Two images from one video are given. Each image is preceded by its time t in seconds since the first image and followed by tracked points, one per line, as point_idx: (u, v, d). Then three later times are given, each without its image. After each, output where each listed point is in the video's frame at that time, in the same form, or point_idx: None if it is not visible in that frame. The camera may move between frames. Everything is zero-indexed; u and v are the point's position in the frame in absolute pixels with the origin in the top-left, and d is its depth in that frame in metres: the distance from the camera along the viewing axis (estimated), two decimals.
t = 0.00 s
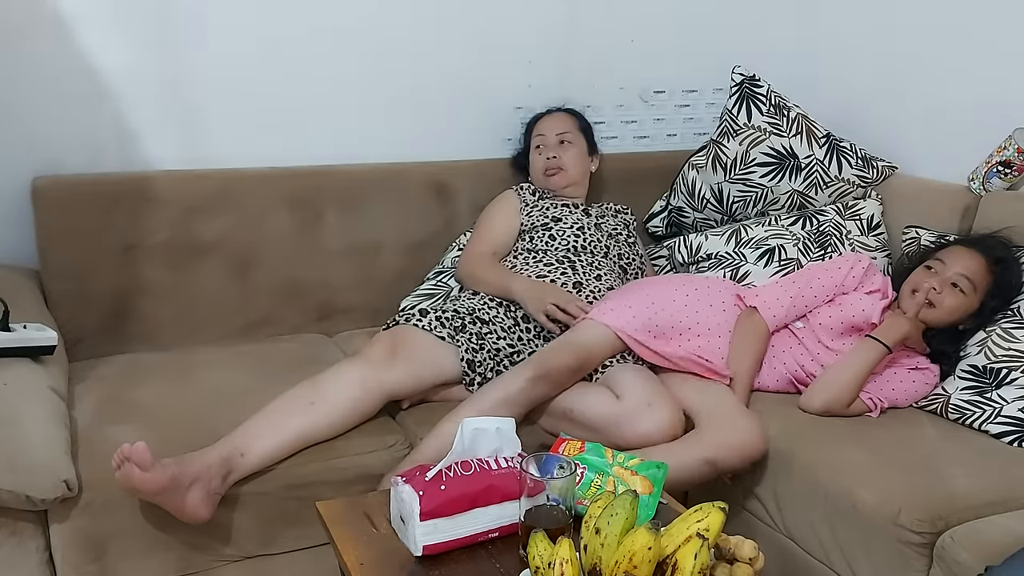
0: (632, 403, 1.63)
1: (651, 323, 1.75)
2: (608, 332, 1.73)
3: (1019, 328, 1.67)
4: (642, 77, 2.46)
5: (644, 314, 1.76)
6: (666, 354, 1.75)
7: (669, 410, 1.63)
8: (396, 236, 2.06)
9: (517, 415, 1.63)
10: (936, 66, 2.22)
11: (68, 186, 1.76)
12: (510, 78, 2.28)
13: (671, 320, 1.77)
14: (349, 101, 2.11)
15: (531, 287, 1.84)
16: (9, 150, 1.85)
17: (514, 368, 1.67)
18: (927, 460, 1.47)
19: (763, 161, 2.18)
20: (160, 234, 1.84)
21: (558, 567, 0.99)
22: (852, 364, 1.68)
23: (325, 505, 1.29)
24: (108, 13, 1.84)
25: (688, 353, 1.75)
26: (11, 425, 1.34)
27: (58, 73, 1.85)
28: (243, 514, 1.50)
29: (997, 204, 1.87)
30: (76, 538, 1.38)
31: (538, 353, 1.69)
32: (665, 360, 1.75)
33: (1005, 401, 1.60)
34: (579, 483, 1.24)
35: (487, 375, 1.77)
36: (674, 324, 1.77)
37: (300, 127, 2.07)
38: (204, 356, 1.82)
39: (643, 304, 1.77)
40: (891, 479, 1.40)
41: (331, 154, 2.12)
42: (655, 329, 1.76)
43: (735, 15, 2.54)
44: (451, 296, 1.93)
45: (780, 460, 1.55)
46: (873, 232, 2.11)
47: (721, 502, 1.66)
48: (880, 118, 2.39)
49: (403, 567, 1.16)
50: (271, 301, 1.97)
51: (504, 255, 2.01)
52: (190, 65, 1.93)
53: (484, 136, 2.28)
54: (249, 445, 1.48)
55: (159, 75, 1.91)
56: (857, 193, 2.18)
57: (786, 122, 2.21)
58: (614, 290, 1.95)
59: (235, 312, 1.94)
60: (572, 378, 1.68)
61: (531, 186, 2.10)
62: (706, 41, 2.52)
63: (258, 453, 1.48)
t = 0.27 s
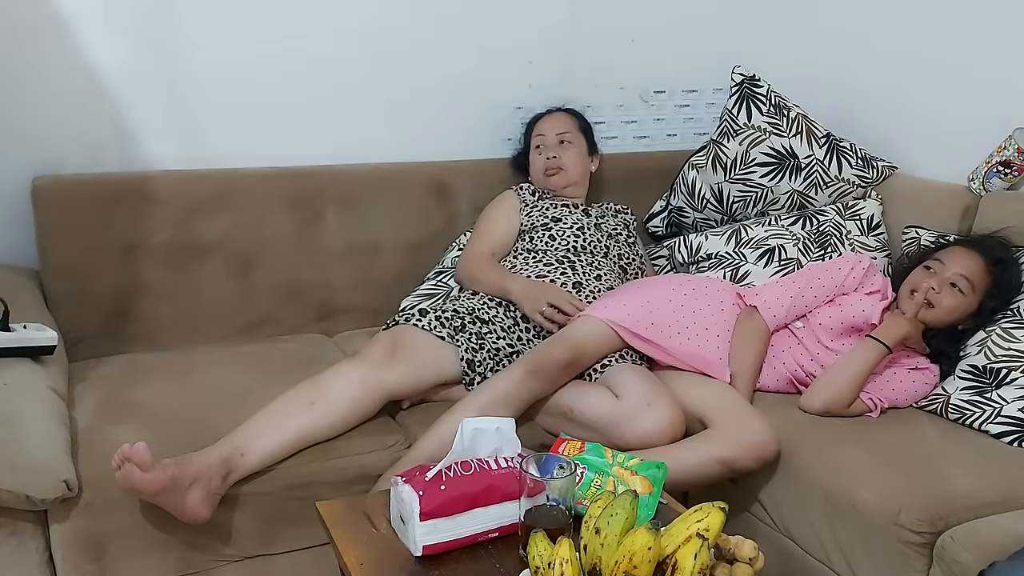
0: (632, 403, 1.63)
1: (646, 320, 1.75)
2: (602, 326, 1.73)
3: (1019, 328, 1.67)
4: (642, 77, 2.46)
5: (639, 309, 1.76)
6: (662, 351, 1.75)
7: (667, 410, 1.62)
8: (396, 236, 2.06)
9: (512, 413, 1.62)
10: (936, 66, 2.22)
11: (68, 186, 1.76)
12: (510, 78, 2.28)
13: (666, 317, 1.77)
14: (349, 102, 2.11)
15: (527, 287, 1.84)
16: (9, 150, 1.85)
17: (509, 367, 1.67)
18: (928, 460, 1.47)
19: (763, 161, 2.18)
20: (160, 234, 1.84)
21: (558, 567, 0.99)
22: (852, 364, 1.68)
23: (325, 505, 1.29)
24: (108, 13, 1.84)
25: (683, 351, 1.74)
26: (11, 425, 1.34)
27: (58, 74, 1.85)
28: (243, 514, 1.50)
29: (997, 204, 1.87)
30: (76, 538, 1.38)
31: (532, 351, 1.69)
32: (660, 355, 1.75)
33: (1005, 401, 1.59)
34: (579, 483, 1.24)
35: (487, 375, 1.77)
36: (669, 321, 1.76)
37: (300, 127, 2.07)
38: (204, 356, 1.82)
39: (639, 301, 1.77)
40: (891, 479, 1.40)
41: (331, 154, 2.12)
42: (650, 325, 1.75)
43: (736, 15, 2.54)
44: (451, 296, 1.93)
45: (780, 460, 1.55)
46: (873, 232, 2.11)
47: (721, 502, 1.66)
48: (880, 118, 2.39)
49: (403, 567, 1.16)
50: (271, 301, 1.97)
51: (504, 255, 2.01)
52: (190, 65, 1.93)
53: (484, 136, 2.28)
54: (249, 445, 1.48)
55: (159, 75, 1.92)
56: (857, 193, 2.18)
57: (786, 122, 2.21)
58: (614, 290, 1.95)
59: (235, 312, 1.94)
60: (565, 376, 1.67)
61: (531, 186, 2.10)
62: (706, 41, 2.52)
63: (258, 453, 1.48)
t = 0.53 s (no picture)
0: (631, 403, 1.63)
1: (645, 319, 1.75)
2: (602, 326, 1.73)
3: (1019, 328, 1.67)
4: (642, 77, 2.46)
5: (638, 309, 1.76)
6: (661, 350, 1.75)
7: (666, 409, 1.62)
8: (396, 237, 2.06)
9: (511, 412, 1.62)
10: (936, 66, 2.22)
11: (67, 186, 1.76)
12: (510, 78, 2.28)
13: (665, 317, 1.77)
14: (349, 102, 2.11)
15: (525, 288, 1.84)
16: (9, 150, 1.85)
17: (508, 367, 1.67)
18: (928, 460, 1.47)
19: (763, 161, 2.18)
20: (160, 235, 1.84)
21: (558, 567, 0.99)
22: (852, 364, 1.68)
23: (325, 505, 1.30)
24: (108, 14, 1.84)
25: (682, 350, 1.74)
26: (11, 425, 1.34)
27: (58, 74, 1.85)
28: (244, 514, 1.50)
29: (997, 204, 1.87)
30: (76, 538, 1.38)
31: (531, 350, 1.69)
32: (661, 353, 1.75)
33: (1005, 401, 1.59)
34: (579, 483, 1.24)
35: (487, 375, 1.77)
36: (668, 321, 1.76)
37: (300, 127, 2.07)
38: (204, 356, 1.82)
39: (638, 301, 1.77)
40: (891, 479, 1.40)
41: (331, 154, 2.12)
42: (650, 325, 1.75)
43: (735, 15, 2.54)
44: (451, 296, 1.93)
45: (780, 460, 1.55)
46: (873, 232, 2.11)
47: (721, 502, 1.66)
48: (880, 117, 2.39)
49: (403, 567, 1.16)
50: (271, 301, 1.97)
51: (504, 255, 2.01)
52: (189, 65, 1.93)
53: (484, 136, 2.28)
54: (249, 445, 1.48)
55: (159, 75, 1.92)
56: (857, 193, 2.18)
57: (786, 122, 2.21)
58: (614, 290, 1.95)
59: (235, 312, 1.94)
60: (564, 376, 1.67)
61: (531, 186, 2.10)
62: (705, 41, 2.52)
63: (258, 453, 1.48)
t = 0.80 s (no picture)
0: (632, 402, 1.63)
1: (645, 319, 1.75)
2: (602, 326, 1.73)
3: (1019, 328, 1.67)
4: (642, 77, 2.46)
5: (638, 309, 1.76)
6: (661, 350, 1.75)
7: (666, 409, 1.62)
8: (396, 236, 2.06)
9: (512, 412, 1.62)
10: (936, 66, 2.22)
11: (67, 186, 1.76)
12: (510, 78, 2.28)
13: (665, 317, 1.77)
14: (349, 102, 2.11)
15: (525, 289, 1.84)
16: (9, 150, 1.85)
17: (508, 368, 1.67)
18: (928, 460, 1.47)
19: (763, 161, 2.18)
20: (160, 234, 1.84)
21: (558, 566, 0.99)
22: (852, 364, 1.68)
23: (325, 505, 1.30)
24: (108, 13, 1.84)
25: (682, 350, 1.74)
26: (11, 425, 1.34)
27: (58, 74, 1.85)
28: (244, 514, 1.50)
29: (997, 204, 1.86)
30: (76, 538, 1.38)
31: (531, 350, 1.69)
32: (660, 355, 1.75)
33: (1005, 401, 1.59)
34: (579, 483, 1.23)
35: (487, 375, 1.77)
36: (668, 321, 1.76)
37: (300, 127, 2.07)
38: (204, 356, 1.82)
39: (638, 301, 1.77)
40: (891, 479, 1.40)
41: (331, 154, 2.12)
42: (650, 325, 1.75)
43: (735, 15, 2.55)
44: (451, 296, 1.93)
45: (780, 460, 1.55)
46: (873, 232, 2.11)
47: (721, 502, 1.66)
48: (879, 117, 2.39)
49: (403, 567, 1.16)
50: (271, 301, 1.97)
51: (504, 255, 2.01)
52: (189, 65, 1.93)
53: (484, 136, 2.28)
54: (249, 445, 1.48)
55: (159, 74, 1.91)
56: (857, 193, 2.18)
57: (787, 122, 2.21)
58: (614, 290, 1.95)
59: (235, 312, 1.94)
60: (564, 376, 1.67)
61: (531, 186, 2.10)
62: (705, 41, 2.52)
63: (258, 453, 1.48)
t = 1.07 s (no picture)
0: (632, 402, 1.63)
1: (645, 319, 1.75)
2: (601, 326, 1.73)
3: (1019, 328, 1.67)
4: (642, 77, 2.46)
5: (638, 309, 1.76)
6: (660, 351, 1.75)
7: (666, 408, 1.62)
8: (396, 236, 2.06)
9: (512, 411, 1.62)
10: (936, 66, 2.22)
11: (68, 186, 1.76)
12: (511, 78, 2.28)
13: (665, 317, 1.77)
14: (349, 101, 2.11)
15: (525, 289, 1.85)
16: (9, 150, 1.85)
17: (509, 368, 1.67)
18: (928, 460, 1.47)
19: (763, 161, 2.18)
20: (160, 234, 1.84)
21: (558, 567, 0.99)
22: (852, 364, 1.68)
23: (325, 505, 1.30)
24: (108, 13, 1.84)
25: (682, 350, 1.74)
26: (11, 426, 1.34)
27: (58, 74, 1.85)
28: (244, 514, 1.50)
29: (997, 204, 1.87)
30: (76, 538, 1.38)
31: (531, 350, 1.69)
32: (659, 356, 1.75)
33: (1005, 401, 1.59)
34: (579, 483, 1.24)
35: (487, 375, 1.77)
36: (668, 321, 1.77)
37: (300, 126, 2.07)
38: (204, 356, 1.82)
39: (638, 301, 1.77)
40: (891, 479, 1.40)
41: (331, 154, 2.12)
42: (649, 325, 1.75)
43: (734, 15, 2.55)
44: (451, 296, 1.93)
45: (780, 460, 1.55)
46: (873, 232, 2.11)
47: (721, 502, 1.66)
48: (879, 117, 2.39)
49: (403, 567, 1.16)
50: (271, 301, 1.97)
51: (504, 255, 2.01)
52: (190, 65, 1.93)
53: (484, 136, 2.28)
54: (249, 445, 1.48)
55: (159, 73, 1.91)
56: (857, 193, 2.18)
57: (786, 122, 2.21)
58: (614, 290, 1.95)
59: (235, 312, 1.94)
60: (564, 376, 1.67)
61: (531, 186, 2.10)
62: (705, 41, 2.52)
63: (258, 453, 1.48)
